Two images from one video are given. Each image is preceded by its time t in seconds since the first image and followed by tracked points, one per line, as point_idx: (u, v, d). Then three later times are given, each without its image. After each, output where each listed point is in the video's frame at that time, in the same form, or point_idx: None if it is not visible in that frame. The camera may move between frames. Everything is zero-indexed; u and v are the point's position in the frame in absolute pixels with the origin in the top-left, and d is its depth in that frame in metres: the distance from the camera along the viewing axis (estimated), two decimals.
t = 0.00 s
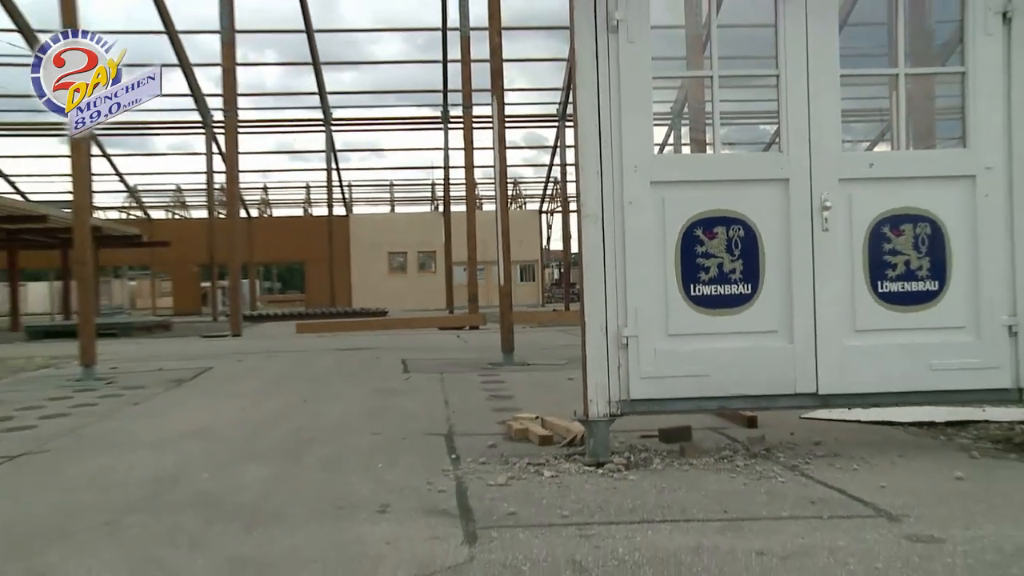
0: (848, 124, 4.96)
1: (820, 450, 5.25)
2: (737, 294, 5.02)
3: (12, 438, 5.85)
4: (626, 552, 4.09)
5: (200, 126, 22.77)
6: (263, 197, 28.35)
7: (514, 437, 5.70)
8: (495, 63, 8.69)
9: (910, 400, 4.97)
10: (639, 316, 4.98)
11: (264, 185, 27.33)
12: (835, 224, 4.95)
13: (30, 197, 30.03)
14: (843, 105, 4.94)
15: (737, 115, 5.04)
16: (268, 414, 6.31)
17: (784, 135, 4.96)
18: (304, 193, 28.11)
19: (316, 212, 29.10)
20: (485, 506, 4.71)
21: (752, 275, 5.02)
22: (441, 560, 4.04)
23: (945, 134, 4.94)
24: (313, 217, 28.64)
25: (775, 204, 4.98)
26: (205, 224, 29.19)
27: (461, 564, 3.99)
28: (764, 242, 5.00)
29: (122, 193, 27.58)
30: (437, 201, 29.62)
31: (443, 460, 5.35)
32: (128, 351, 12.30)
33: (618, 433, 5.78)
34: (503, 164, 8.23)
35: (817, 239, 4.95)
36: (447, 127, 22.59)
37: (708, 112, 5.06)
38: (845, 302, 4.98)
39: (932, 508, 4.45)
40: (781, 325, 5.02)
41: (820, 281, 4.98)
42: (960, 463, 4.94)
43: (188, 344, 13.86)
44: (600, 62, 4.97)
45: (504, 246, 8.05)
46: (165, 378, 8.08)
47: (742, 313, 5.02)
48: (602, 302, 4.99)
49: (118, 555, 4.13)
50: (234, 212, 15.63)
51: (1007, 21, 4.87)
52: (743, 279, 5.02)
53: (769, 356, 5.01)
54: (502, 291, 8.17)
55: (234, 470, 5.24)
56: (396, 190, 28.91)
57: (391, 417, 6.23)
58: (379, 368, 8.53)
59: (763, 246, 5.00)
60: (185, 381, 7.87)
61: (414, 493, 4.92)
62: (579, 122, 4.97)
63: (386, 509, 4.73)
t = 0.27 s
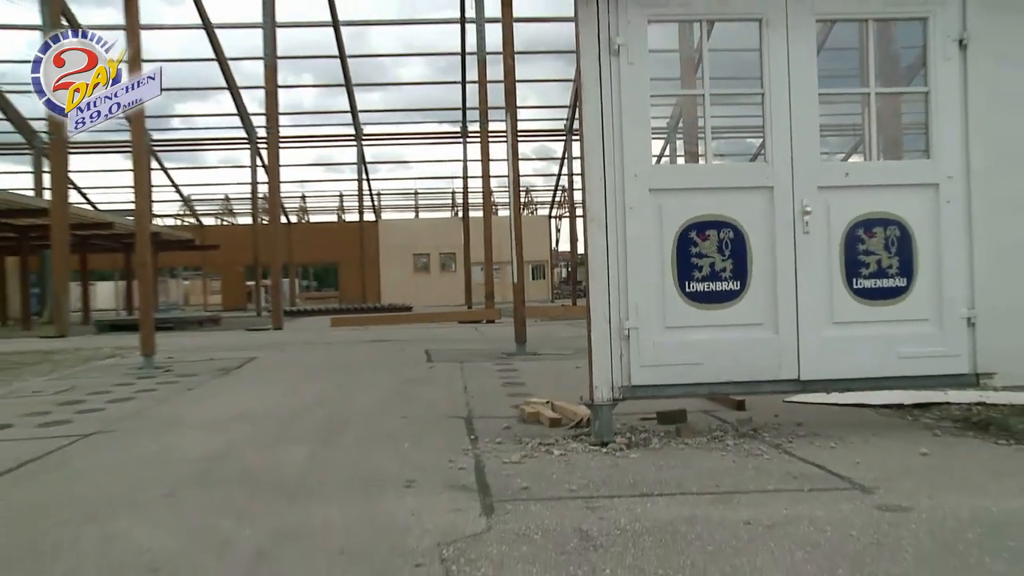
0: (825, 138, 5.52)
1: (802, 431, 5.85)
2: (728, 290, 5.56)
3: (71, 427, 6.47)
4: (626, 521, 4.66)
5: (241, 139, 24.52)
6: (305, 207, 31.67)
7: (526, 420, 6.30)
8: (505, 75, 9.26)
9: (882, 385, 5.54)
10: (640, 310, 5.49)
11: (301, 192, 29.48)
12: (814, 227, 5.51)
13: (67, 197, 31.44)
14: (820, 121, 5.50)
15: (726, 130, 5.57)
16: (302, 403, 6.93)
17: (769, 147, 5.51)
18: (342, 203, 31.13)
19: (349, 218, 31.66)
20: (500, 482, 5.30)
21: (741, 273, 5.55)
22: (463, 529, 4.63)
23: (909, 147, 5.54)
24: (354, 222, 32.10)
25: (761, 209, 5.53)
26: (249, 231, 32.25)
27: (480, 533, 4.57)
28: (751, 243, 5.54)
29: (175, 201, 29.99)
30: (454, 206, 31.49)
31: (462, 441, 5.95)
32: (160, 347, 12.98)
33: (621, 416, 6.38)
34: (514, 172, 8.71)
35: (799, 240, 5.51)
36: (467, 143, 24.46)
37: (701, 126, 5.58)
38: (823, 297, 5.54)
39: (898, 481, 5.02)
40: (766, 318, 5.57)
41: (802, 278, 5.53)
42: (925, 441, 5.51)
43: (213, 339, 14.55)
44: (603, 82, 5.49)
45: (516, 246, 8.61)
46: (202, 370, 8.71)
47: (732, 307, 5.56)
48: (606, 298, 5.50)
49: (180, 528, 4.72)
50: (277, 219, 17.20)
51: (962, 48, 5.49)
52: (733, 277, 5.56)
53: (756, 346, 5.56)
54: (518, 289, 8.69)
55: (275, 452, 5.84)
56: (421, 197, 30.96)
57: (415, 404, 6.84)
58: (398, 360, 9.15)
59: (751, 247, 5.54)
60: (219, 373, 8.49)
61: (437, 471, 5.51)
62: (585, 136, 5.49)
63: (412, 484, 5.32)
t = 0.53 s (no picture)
0: (802, 150, 6.19)
1: (782, 413, 6.57)
2: (716, 286, 6.18)
3: (119, 414, 7.09)
4: (624, 494, 5.24)
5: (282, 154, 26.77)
6: (332, 211, 33.04)
7: (534, 404, 7.01)
8: (516, 93, 9.94)
9: (853, 371, 6.23)
10: (637, 304, 6.10)
11: (333, 201, 31.42)
12: (794, 229, 6.16)
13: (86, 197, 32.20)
14: (797, 135, 6.18)
15: (714, 143, 6.19)
16: (329, 392, 7.60)
17: (752, 158, 6.14)
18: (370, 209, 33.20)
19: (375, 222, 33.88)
20: (511, 460, 5.91)
21: (728, 271, 6.18)
22: (478, 502, 5.22)
23: (876, 159, 6.28)
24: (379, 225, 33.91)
25: (746, 213, 6.16)
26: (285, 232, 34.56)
27: (492, 505, 5.15)
28: (737, 243, 6.16)
29: (220, 206, 32.35)
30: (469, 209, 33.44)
31: (477, 424, 6.60)
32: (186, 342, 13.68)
33: (620, 401, 7.05)
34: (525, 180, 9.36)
35: (780, 241, 6.15)
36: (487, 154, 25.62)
37: (691, 139, 6.17)
38: (802, 291, 6.20)
39: (867, 458, 5.61)
40: (751, 311, 6.20)
41: (782, 274, 6.17)
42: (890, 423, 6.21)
43: (236, 334, 15.27)
44: (603, 99, 6.08)
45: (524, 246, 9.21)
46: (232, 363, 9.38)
47: (720, 301, 6.18)
48: (606, 293, 6.09)
49: (226, 501, 5.31)
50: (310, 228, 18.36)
51: (920, 71, 6.27)
52: (721, 274, 6.17)
53: (742, 336, 6.18)
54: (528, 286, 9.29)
55: (307, 435, 6.46)
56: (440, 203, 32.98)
57: (433, 392, 7.51)
58: (414, 352, 9.83)
59: (737, 247, 6.17)
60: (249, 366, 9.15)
61: (454, 450, 6.14)
62: (587, 147, 6.07)
63: (431, 462, 5.93)
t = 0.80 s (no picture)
0: (802, 155, 6.50)
1: (784, 406, 6.87)
2: (721, 284, 6.48)
3: (152, 406, 7.46)
4: (632, 484, 5.54)
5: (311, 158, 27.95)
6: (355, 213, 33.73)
7: (547, 396, 7.36)
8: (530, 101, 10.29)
9: (852, 366, 6.52)
10: (645, 301, 6.41)
11: (356, 203, 32.12)
12: (794, 231, 6.46)
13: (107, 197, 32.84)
14: (798, 140, 6.49)
15: (719, 148, 6.49)
16: (351, 386, 7.95)
17: (755, 163, 6.45)
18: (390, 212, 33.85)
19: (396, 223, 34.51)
20: (525, 449, 6.22)
21: (732, 270, 6.48)
22: (493, 490, 5.53)
23: (872, 164, 6.58)
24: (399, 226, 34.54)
25: (749, 215, 6.46)
26: (310, 232, 35.41)
27: (507, 493, 5.46)
28: (741, 244, 6.47)
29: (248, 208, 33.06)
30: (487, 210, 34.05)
31: (492, 415, 6.94)
32: (208, 337, 14.10)
33: (630, 395, 7.37)
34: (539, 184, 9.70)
35: (781, 242, 6.46)
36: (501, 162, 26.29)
37: (697, 145, 6.48)
38: (802, 290, 6.50)
39: (864, 450, 5.89)
40: (754, 308, 6.50)
41: (784, 274, 6.47)
42: (886, 416, 6.50)
43: (259, 330, 15.72)
44: (613, 106, 6.40)
45: (539, 245, 9.52)
46: (256, 357, 9.76)
47: (724, 299, 6.49)
48: (616, 291, 6.40)
49: (256, 488, 5.64)
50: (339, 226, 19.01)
51: (913, 82, 6.56)
52: (726, 273, 6.48)
53: (745, 333, 6.49)
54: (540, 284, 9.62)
55: (331, 426, 6.80)
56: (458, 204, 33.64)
57: (450, 385, 7.85)
58: (432, 347, 10.17)
59: (741, 247, 6.47)
60: (274, 360, 9.53)
61: (471, 440, 6.47)
62: (598, 152, 6.38)
63: (449, 451, 6.25)
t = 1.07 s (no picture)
0: (819, 155, 6.47)
1: (801, 407, 6.85)
2: (737, 285, 6.47)
3: (170, 406, 7.50)
4: (649, 485, 5.52)
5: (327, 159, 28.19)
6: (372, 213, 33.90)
7: (563, 397, 7.36)
8: (545, 101, 10.28)
9: (869, 367, 6.50)
10: (661, 303, 6.39)
11: (373, 204, 32.30)
12: (811, 231, 6.44)
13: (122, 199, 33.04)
14: (815, 140, 6.47)
15: (736, 148, 6.47)
16: (367, 386, 7.97)
17: (772, 163, 6.43)
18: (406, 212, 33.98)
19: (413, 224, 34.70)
20: (541, 450, 6.22)
21: (749, 271, 6.46)
22: (509, 490, 5.52)
23: (890, 164, 6.55)
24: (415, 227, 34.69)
25: (765, 215, 6.44)
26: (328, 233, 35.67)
27: (523, 493, 5.46)
28: (758, 244, 6.45)
29: (266, 209, 33.29)
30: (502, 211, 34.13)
31: (508, 416, 6.95)
32: (224, 338, 14.17)
33: (646, 396, 7.37)
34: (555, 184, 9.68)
35: (798, 243, 6.43)
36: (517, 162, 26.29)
37: (713, 145, 6.47)
38: (820, 289, 6.47)
39: (882, 451, 5.85)
40: (770, 309, 6.48)
41: (801, 274, 6.45)
42: (904, 417, 6.47)
43: (274, 330, 15.78)
44: (629, 106, 6.39)
45: (555, 245, 9.49)
46: (272, 358, 9.80)
47: (741, 299, 6.47)
48: (632, 292, 6.39)
49: (272, 487, 5.66)
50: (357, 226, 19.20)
51: (931, 81, 6.53)
52: (742, 273, 6.46)
53: (762, 333, 6.47)
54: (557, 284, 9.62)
55: (347, 426, 6.81)
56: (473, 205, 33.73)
57: (466, 386, 7.86)
58: (448, 348, 10.18)
59: (758, 248, 6.45)
60: (290, 360, 9.56)
61: (487, 440, 6.47)
62: (615, 153, 6.38)
63: (465, 452, 6.25)
